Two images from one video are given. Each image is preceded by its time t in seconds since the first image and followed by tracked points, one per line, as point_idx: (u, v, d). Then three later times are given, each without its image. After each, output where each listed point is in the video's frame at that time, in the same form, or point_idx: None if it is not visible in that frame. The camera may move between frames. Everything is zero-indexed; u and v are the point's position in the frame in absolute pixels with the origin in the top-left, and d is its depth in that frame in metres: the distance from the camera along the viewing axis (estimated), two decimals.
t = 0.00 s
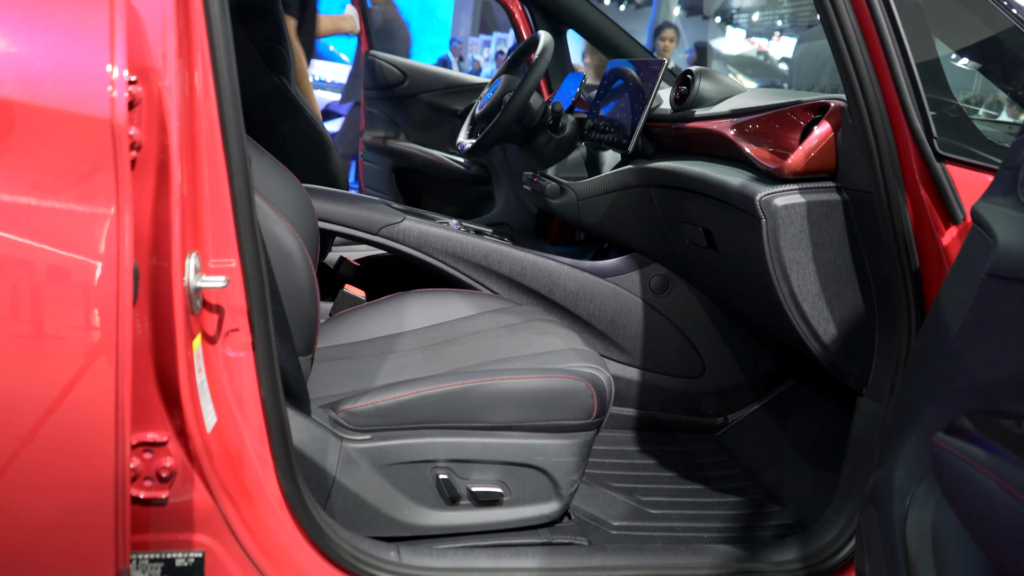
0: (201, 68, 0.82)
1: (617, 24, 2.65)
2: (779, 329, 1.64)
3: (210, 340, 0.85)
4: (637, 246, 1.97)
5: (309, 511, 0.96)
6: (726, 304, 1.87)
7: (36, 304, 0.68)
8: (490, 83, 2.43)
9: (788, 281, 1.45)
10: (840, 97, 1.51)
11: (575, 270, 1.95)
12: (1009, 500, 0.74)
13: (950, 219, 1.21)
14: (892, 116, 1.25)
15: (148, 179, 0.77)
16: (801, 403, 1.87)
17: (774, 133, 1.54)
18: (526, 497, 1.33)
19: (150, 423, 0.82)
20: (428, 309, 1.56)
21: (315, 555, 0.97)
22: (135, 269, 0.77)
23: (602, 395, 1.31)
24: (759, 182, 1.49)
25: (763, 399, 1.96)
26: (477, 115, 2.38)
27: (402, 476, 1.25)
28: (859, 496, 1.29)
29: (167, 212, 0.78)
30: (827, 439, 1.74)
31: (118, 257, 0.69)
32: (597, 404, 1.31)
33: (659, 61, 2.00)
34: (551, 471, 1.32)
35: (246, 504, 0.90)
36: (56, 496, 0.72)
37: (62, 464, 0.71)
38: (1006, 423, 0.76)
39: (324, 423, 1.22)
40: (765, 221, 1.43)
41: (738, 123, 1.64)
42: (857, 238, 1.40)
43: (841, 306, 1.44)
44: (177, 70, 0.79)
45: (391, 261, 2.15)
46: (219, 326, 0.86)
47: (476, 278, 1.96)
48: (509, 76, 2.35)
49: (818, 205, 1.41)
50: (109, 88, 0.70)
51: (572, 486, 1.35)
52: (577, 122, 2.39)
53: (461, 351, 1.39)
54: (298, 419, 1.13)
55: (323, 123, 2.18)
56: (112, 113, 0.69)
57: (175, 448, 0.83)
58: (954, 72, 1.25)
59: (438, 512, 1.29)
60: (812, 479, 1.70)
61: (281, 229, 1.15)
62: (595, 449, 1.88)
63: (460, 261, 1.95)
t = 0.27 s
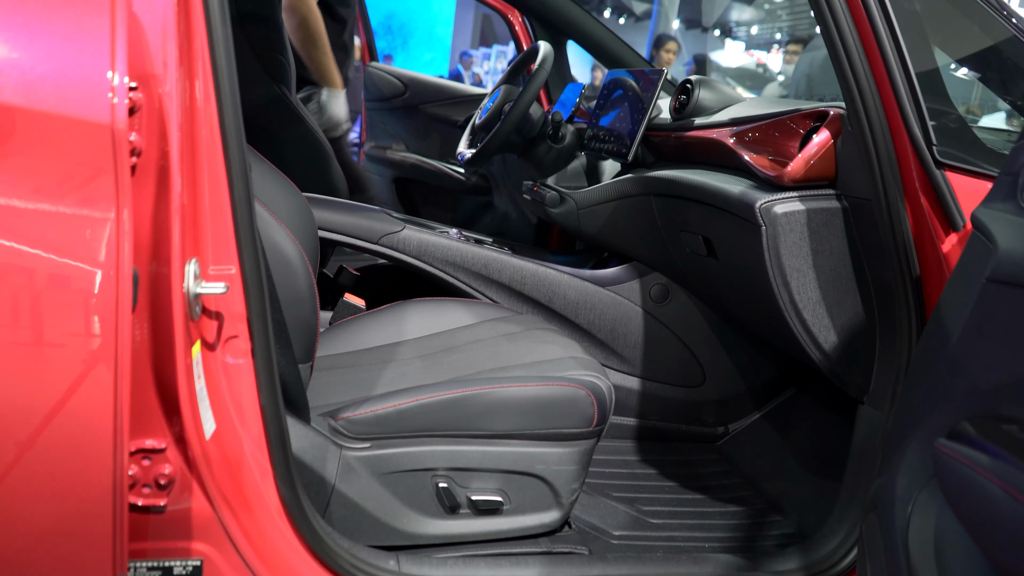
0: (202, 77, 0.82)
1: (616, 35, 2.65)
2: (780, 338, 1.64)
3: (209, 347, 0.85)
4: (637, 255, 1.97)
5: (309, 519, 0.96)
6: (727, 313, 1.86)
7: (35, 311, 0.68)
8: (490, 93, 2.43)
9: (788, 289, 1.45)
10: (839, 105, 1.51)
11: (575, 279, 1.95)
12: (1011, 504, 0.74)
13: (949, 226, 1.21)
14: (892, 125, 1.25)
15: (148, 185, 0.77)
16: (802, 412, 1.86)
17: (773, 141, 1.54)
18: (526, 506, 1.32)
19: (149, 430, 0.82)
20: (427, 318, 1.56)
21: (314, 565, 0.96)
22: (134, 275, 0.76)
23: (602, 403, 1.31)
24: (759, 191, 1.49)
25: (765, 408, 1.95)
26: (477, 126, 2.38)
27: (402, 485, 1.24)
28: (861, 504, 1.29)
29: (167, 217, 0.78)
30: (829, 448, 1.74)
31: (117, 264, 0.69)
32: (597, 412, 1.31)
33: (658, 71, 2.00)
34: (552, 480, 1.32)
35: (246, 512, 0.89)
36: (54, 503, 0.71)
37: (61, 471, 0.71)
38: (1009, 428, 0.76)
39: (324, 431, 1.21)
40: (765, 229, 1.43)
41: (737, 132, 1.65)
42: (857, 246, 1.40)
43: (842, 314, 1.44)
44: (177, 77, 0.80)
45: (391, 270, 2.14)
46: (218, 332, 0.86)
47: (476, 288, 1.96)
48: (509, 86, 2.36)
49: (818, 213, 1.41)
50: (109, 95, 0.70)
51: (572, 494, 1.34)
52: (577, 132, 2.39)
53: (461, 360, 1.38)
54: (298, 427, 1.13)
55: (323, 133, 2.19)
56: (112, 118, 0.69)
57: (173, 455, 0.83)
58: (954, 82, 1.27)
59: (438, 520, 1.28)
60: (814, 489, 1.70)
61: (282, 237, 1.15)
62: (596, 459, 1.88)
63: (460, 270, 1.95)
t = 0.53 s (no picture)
0: (203, 87, 0.82)
1: (615, 46, 2.67)
2: (780, 347, 1.64)
3: (209, 354, 0.84)
4: (637, 264, 1.97)
5: (309, 527, 0.95)
6: (727, 321, 1.86)
7: (35, 318, 0.68)
8: (490, 103, 2.44)
9: (788, 296, 1.45)
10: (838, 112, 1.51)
11: (575, 288, 1.95)
12: (1010, 504, 0.74)
13: (949, 233, 1.21)
14: (892, 134, 1.25)
15: (149, 191, 0.78)
16: (803, 421, 1.86)
17: (773, 149, 1.54)
18: (527, 514, 1.32)
19: (147, 436, 0.81)
20: (428, 326, 1.56)
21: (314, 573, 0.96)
22: (135, 281, 0.76)
23: (603, 410, 1.31)
24: (758, 198, 1.49)
25: (765, 417, 1.95)
26: (477, 135, 2.39)
27: (402, 493, 1.23)
28: (863, 513, 1.28)
29: (167, 224, 0.78)
30: (830, 457, 1.73)
31: (116, 270, 0.69)
32: (598, 420, 1.31)
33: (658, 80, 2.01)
34: (552, 488, 1.31)
35: (245, 521, 0.88)
36: (53, 510, 0.71)
37: (61, 476, 0.71)
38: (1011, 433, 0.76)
39: (324, 439, 1.21)
40: (764, 236, 1.43)
41: (736, 140, 1.65)
42: (857, 254, 1.40)
43: (842, 321, 1.44)
44: (179, 84, 0.80)
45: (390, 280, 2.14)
46: (218, 339, 0.86)
47: (476, 296, 1.96)
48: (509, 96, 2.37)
49: (818, 220, 1.41)
50: (110, 101, 0.70)
51: (573, 503, 1.34)
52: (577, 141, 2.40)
53: (461, 369, 1.38)
54: (298, 435, 1.12)
55: (323, 142, 2.20)
56: (113, 123, 0.70)
57: (172, 462, 0.82)
58: (954, 91, 1.29)
59: (438, 529, 1.27)
60: (815, 498, 1.69)
61: (282, 244, 1.15)
62: (596, 468, 1.87)
63: (460, 279, 1.95)
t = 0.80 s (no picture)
0: (203, 98, 0.83)
1: (614, 55, 2.68)
2: (780, 355, 1.63)
3: (208, 360, 0.84)
4: (637, 273, 1.97)
5: (309, 534, 0.95)
6: (727, 330, 1.86)
7: (36, 326, 0.68)
8: (490, 113, 2.44)
9: (788, 303, 1.45)
10: (836, 119, 1.52)
11: (575, 296, 1.95)
12: (1011, 508, 0.76)
13: (949, 240, 1.22)
14: (892, 143, 1.26)
15: (149, 196, 0.78)
16: (804, 429, 1.86)
17: (773, 156, 1.54)
18: (527, 522, 1.31)
19: (146, 442, 0.81)
20: (427, 335, 1.56)
21: None
22: (135, 286, 0.76)
23: (603, 418, 1.31)
24: (758, 206, 1.49)
25: (766, 426, 1.95)
26: (477, 145, 2.40)
27: (402, 500, 1.23)
28: (864, 521, 1.28)
29: (167, 229, 0.78)
30: (831, 466, 1.73)
31: (117, 277, 0.69)
32: (599, 428, 1.31)
33: (658, 89, 2.02)
34: (553, 496, 1.31)
35: (244, 528, 0.87)
36: (53, 517, 0.71)
37: (62, 483, 0.70)
38: (1011, 437, 0.76)
39: (323, 447, 1.20)
40: (765, 243, 1.43)
41: (736, 148, 1.65)
42: (857, 261, 1.40)
43: (843, 329, 1.44)
44: (180, 91, 0.81)
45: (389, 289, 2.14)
46: (218, 345, 0.85)
47: (476, 305, 1.96)
48: (509, 106, 2.37)
49: (818, 227, 1.42)
50: (111, 107, 0.70)
51: (573, 511, 1.33)
52: (577, 150, 2.40)
53: (461, 377, 1.38)
54: (297, 442, 1.11)
55: (323, 151, 2.20)
56: (115, 130, 0.70)
57: (172, 468, 0.82)
58: (954, 100, 1.30)
59: (438, 537, 1.27)
60: (816, 507, 1.68)
61: (282, 251, 1.16)
62: (596, 477, 1.86)
63: (460, 288, 1.95)
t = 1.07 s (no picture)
0: (205, 107, 0.83)
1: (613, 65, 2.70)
2: (781, 363, 1.63)
3: (208, 366, 0.84)
4: (637, 281, 1.97)
5: (309, 543, 0.94)
6: (728, 338, 1.86)
7: (36, 332, 0.68)
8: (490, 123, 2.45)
9: (788, 310, 1.44)
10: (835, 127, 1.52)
11: (575, 305, 1.95)
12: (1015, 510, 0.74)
13: (949, 246, 1.22)
14: (892, 153, 1.26)
15: (149, 201, 0.78)
16: (805, 438, 1.85)
17: (772, 164, 1.53)
18: (527, 531, 1.30)
19: (145, 448, 0.80)
20: (427, 344, 1.56)
21: None
22: (135, 291, 0.76)
23: (604, 426, 1.30)
24: (758, 213, 1.49)
25: (767, 435, 1.94)
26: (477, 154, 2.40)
27: (402, 508, 1.22)
28: (866, 529, 1.27)
29: (167, 235, 0.78)
30: (833, 474, 1.73)
31: (116, 283, 0.69)
32: (599, 436, 1.31)
33: (658, 97, 2.03)
34: (554, 504, 1.30)
35: (243, 535, 0.87)
36: (54, 523, 0.71)
37: (62, 489, 0.70)
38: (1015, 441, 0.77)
39: (323, 454, 1.20)
40: (765, 250, 1.43)
41: (736, 156, 1.65)
42: (857, 268, 1.40)
43: (843, 336, 1.44)
44: (181, 98, 0.81)
45: (389, 297, 2.14)
46: (217, 351, 0.85)
47: (476, 313, 1.96)
48: (509, 116, 2.38)
49: (818, 234, 1.42)
50: (112, 114, 0.70)
51: (574, 519, 1.33)
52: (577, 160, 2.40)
53: (461, 385, 1.37)
54: (297, 450, 1.10)
55: (323, 160, 2.21)
56: (116, 136, 0.70)
57: (170, 474, 0.81)
58: (953, 110, 1.30)
59: (438, 545, 1.26)
60: (817, 515, 1.68)
61: (282, 257, 1.16)
62: (596, 487, 1.86)
63: (460, 296, 1.95)
